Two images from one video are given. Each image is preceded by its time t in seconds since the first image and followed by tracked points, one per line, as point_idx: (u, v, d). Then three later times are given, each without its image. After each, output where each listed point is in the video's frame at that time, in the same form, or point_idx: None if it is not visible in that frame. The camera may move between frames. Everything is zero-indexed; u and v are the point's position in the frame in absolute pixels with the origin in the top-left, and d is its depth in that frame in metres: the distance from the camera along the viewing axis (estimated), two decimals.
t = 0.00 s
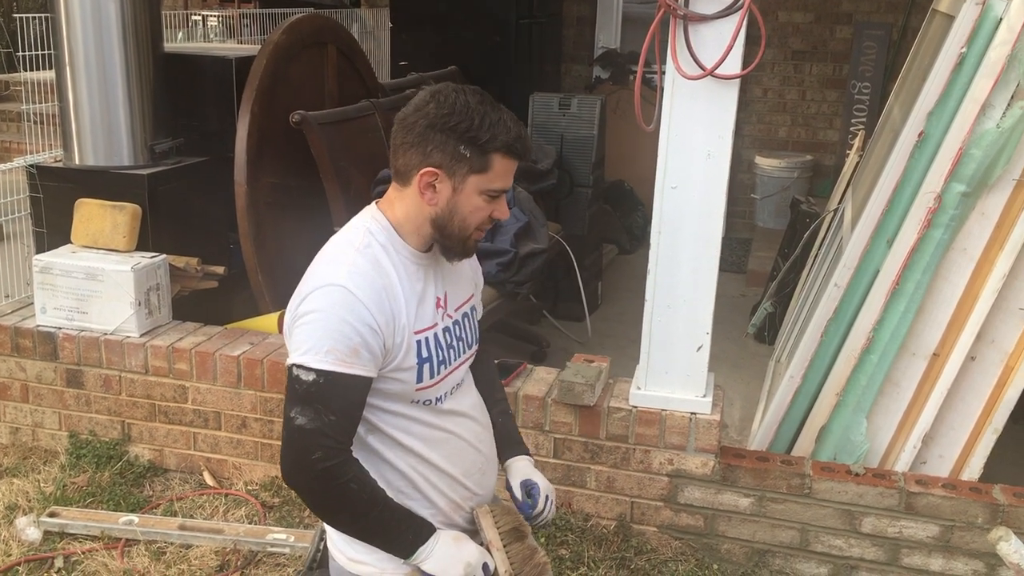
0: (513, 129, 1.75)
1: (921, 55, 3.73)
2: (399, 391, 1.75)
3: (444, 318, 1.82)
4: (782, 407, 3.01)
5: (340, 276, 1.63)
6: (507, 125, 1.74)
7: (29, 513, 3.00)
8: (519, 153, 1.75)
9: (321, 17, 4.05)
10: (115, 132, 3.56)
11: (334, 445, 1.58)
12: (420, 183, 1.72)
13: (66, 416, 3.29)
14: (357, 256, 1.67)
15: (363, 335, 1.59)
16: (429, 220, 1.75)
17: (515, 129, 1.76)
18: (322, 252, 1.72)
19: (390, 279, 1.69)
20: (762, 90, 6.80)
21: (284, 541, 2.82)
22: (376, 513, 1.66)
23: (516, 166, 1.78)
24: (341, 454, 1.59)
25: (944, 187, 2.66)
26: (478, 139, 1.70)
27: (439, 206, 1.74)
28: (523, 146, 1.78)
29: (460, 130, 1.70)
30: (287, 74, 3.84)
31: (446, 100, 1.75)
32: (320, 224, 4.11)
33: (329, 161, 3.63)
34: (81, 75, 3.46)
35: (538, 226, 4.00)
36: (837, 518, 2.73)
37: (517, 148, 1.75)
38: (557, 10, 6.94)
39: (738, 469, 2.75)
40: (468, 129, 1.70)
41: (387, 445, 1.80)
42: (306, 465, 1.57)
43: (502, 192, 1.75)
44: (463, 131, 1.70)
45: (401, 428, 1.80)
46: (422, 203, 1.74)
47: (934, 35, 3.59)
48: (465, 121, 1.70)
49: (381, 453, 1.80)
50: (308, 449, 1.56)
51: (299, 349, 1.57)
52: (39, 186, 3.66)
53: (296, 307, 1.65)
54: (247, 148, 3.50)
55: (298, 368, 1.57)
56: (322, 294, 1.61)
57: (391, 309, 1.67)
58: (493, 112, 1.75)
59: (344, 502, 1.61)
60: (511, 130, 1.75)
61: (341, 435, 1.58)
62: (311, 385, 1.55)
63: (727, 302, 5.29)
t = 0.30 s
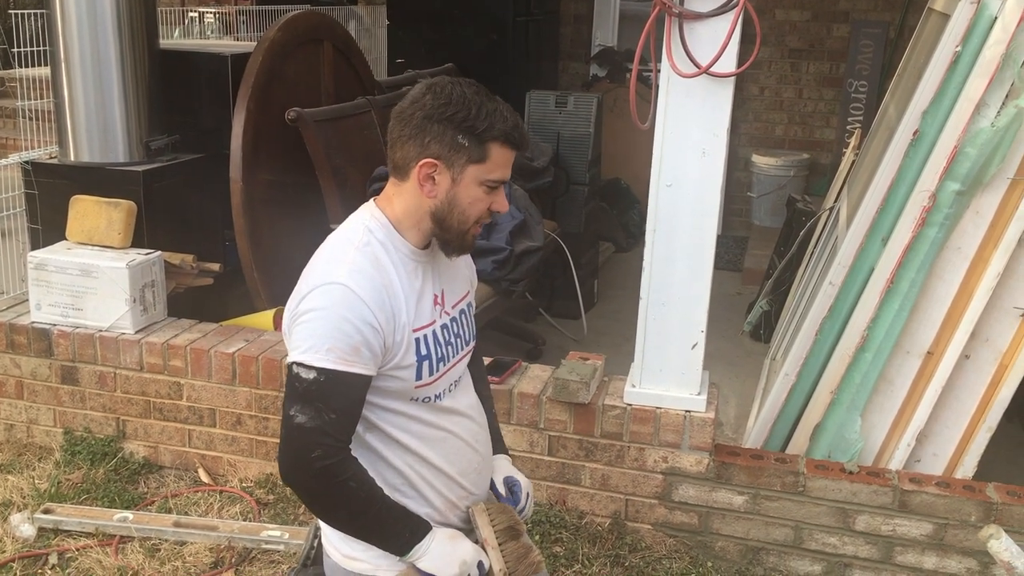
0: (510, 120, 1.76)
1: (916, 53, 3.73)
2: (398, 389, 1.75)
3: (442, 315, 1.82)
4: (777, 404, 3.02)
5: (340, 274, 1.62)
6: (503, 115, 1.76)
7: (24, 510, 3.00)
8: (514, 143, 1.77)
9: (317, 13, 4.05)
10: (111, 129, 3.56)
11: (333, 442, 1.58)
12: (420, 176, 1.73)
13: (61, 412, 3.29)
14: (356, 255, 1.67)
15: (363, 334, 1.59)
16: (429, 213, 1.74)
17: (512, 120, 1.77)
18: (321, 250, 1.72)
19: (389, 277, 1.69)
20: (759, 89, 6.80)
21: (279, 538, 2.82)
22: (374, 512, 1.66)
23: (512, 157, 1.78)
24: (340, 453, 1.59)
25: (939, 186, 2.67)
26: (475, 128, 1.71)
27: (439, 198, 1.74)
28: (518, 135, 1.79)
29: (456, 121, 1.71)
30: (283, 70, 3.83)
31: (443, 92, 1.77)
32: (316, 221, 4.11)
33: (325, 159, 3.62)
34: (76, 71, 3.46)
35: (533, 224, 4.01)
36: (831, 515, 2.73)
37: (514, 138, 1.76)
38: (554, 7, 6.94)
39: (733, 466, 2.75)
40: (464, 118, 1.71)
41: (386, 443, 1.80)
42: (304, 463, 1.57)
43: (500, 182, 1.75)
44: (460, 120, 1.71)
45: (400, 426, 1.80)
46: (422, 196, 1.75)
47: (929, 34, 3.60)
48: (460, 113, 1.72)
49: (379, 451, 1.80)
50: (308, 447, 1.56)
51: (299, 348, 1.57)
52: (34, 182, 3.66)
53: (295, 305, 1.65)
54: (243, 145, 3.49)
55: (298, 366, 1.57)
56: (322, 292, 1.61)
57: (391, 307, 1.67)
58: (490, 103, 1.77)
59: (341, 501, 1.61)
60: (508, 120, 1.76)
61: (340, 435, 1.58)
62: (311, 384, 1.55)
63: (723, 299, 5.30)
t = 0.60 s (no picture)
0: (451, 87, 1.73)
1: (913, 53, 3.74)
2: (394, 385, 1.75)
3: (438, 312, 1.82)
4: (773, 402, 3.03)
5: (337, 266, 1.63)
6: (443, 84, 1.73)
7: (18, 506, 3.00)
8: (459, 109, 1.72)
9: (314, 11, 4.05)
10: (107, 125, 3.55)
11: (327, 436, 1.58)
12: (375, 161, 1.78)
13: (57, 408, 3.29)
14: (353, 248, 1.67)
15: (358, 326, 1.59)
16: (391, 197, 1.77)
17: (455, 87, 1.73)
18: (319, 244, 1.73)
19: (386, 271, 1.69)
20: (756, 88, 6.80)
21: (274, 535, 2.82)
22: (368, 504, 1.66)
23: (466, 127, 1.73)
24: (334, 446, 1.59)
25: (935, 185, 2.68)
26: (406, 100, 1.72)
27: (392, 178, 1.76)
28: (471, 104, 1.73)
29: (393, 99, 1.75)
30: (280, 67, 3.83)
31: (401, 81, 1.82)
32: (312, 218, 4.11)
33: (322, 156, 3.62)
34: (73, 67, 3.45)
35: (530, 222, 4.01)
36: (825, 514, 2.74)
37: (456, 104, 1.72)
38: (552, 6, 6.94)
39: (728, 465, 2.75)
40: (398, 95, 1.74)
41: (381, 438, 1.80)
42: (298, 455, 1.58)
43: (445, 151, 1.70)
44: (394, 98, 1.74)
45: (396, 422, 1.80)
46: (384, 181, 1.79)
47: (926, 34, 3.60)
48: (397, 91, 1.76)
49: (374, 447, 1.80)
50: (302, 440, 1.57)
51: (294, 339, 1.58)
52: (30, 178, 3.65)
53: (292, 296, 1.65)
54: (240, 141, 3.49)
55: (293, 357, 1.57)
56: (318, 284, 1.61)
57: (387, 300, 1.67)
58: (435, 77, 1.76)
59: (335, 493, 1.61)
60: (448, 87, 1.73)
61: (334, 427, 1.59)
62: (305, 374, 1.55)
63: (719, 298, 5.30)
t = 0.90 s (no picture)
0: (407, 77, 1.72)
1: (910, 52, 3.74)
2: (390, 380, 1.75)
3: (438, 309, 1.82)
4: (768, 400, 3.02)
5: (336, 262, 1.63)
6: (400, 75, 1.72)
7: (13, 500, 2.99)
8: (415, 99, 1.70)
9: (311, 6, 4.04)
10: (103, 119, 3.54)
11: (313, 426, 1.58)
12: (363, 164, 1.81)
13: (52, 403, 3.28)
14: (354, 243, 1.67)
15: (355, 322, 1.59)
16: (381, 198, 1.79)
17: (410, 77, 1.72)
18: (320, 237, 1.73)
19: (386, 268, 1.69)
20: (754, 86, 6.80)
21: (268, 531, 2.82)
22: (358, 495, 1.66)
23: (427, 114, 1.70)
24: (322, 437, 1.59)
25: (931, 184, 2.68)
26: (371, 100, 1.74)
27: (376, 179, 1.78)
28: (427, 91, 1.71)
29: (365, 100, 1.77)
30: (277, 62, 3.82)
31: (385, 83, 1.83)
32: (309, 214, 4.10)
33: (318, 152, 3.62)
34: (69, 62, 3.44)
35: (527, 219, 4.01)
36: (820, 512, 2.74)
37: (411, 94, 1.70)
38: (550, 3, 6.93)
39: (723, 463, 2.76)
40: (367, 95, 1.76)
41: (376, 433, 1.80)
42: (285, 446, 1.58)
43: (410, 143, 1.70)
44: (364, 100, 1.76)
45: (390, 417, 1.80)
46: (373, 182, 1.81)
47: (924, 32, 3.60)
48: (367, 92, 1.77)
49: (369, 441, 1.80)
50: (289, 430, 1.57)
51: (289, 330, 1.59)
52: (26, 172, 3.65)
53: (290, 289, 1.66)
54: (236, 137, 3.48)
55: (286, 348, 1.58)
56: (317, 278, 1.62)
57: (386, 297, 1.67)
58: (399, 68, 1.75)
59: (323, 483, 1.62)
60: (403, 78, 1.71)
61: (322, 419, 1.59)
62: (298, 366, 1.56)
63: (716, 296, 5.31)
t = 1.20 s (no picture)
0: (421, 77, 1.70)
1: (914, 50, 3.73)
2: (391, 376, 1.74)
3: (440, 305, 1.82)
4: (771, 398, 3.03)
5: (335, 258, 1.63)
6: (414, 75, 1.70)
7: (15, 496, 2.99)
8: (429, 100, 1.68)
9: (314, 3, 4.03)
10: (106, 115, 3.54)
11: (308, 420, 1.58)
12: (368, 158, 1.79)
13: (53, 399, 3.28)
14: (354, 240, 1.67)
15: (353, 318, 1.59)
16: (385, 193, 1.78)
17: (425, 78, 1.70)
18: (320, 233, 1.73)
19: (385, 264, 1.69)
20: (757, 85, 6.79)
21: (269, 527, 2.82)
22: (361, 482, 1.64)
23: (440, 116, 1.69)
24: (318, 431, 1.59)
25: (935, 183, 2.67)
26: (382, 97, 1.72)
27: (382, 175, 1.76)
28: (441, 93, 1.69)
29: (374, 96, 1.75)
30: (279, 59, 3.81)
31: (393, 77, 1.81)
32: (311, 211, 4.10)
33: (321, 148, 3.61)
34: (72, 58, 3.44)
35: (530, 217, 4.00)
36: (821, 511, 2.74)
37: (425, 95, 1.68)
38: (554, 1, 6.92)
39: (725, 461, 2.75)
40: (377, 90, 1.73)
41: (378, 428, 1.80)
42: (281, 440, 1.59)
43: (421, 144, 1.68)
44: (374, 95, 1.74)
45: (392, 412, 1.80)
46: (378, 177, 1.79)
47: (928, 30, 3.59)
48: (377, 88, 1.75)
49: (371, 437, 1.79)
50: (284, 424, 1.58)
51: (287, 325, 1.59)
52: (28, 167, 3.65)
53: (289, 284, 1.66)
54: (239, 133, 3.48)
55: (284, 343, 1.58)
56: (315, 274, 1.62)
57: (386, 294, 1.67)
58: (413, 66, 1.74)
59: (323, 473, 1.62)
60: (418, 78, 1.70)
61: (324, 417, 1.59)
62: (296, 361, 1.56)
63: (718, 295, 5.30)
